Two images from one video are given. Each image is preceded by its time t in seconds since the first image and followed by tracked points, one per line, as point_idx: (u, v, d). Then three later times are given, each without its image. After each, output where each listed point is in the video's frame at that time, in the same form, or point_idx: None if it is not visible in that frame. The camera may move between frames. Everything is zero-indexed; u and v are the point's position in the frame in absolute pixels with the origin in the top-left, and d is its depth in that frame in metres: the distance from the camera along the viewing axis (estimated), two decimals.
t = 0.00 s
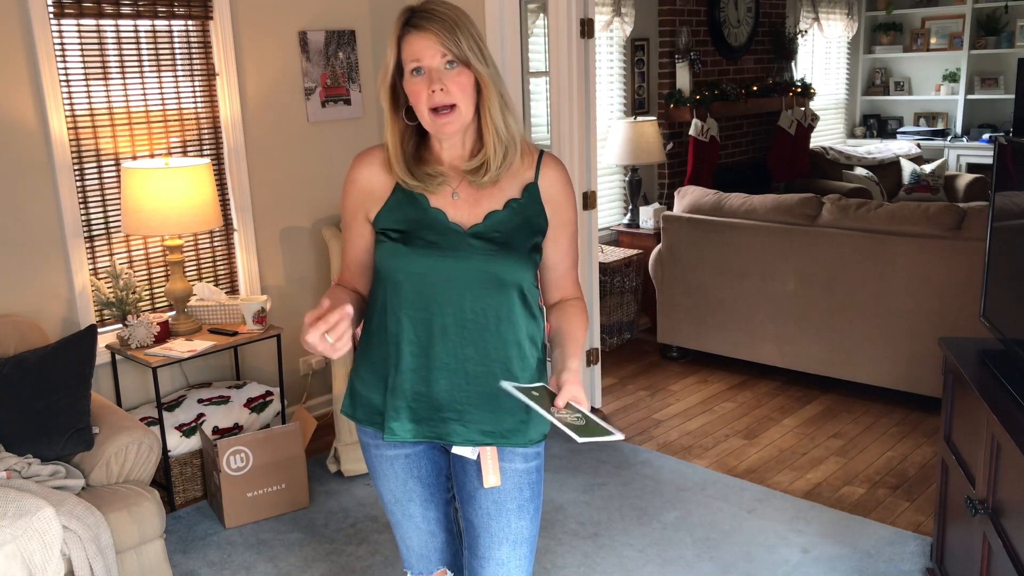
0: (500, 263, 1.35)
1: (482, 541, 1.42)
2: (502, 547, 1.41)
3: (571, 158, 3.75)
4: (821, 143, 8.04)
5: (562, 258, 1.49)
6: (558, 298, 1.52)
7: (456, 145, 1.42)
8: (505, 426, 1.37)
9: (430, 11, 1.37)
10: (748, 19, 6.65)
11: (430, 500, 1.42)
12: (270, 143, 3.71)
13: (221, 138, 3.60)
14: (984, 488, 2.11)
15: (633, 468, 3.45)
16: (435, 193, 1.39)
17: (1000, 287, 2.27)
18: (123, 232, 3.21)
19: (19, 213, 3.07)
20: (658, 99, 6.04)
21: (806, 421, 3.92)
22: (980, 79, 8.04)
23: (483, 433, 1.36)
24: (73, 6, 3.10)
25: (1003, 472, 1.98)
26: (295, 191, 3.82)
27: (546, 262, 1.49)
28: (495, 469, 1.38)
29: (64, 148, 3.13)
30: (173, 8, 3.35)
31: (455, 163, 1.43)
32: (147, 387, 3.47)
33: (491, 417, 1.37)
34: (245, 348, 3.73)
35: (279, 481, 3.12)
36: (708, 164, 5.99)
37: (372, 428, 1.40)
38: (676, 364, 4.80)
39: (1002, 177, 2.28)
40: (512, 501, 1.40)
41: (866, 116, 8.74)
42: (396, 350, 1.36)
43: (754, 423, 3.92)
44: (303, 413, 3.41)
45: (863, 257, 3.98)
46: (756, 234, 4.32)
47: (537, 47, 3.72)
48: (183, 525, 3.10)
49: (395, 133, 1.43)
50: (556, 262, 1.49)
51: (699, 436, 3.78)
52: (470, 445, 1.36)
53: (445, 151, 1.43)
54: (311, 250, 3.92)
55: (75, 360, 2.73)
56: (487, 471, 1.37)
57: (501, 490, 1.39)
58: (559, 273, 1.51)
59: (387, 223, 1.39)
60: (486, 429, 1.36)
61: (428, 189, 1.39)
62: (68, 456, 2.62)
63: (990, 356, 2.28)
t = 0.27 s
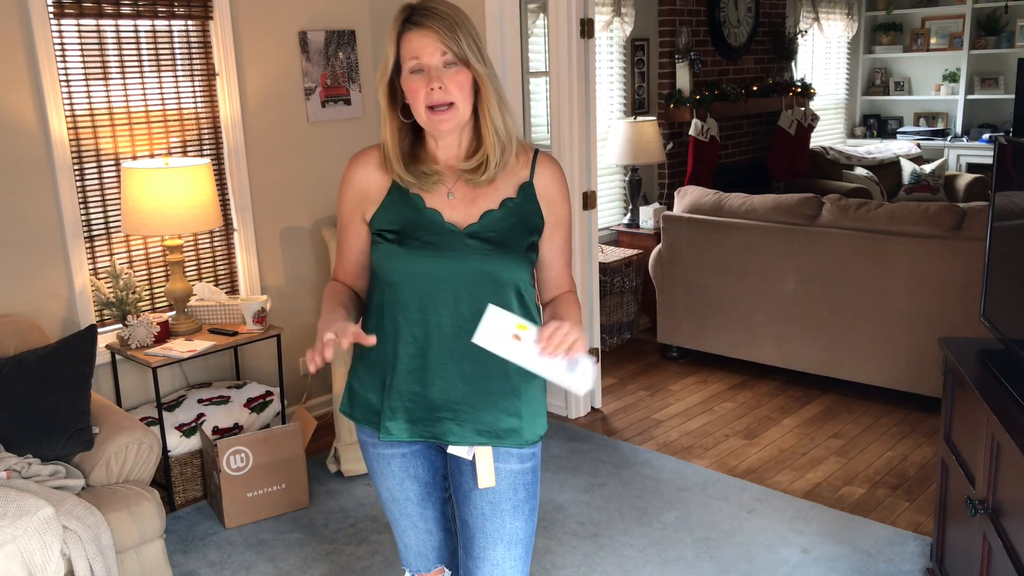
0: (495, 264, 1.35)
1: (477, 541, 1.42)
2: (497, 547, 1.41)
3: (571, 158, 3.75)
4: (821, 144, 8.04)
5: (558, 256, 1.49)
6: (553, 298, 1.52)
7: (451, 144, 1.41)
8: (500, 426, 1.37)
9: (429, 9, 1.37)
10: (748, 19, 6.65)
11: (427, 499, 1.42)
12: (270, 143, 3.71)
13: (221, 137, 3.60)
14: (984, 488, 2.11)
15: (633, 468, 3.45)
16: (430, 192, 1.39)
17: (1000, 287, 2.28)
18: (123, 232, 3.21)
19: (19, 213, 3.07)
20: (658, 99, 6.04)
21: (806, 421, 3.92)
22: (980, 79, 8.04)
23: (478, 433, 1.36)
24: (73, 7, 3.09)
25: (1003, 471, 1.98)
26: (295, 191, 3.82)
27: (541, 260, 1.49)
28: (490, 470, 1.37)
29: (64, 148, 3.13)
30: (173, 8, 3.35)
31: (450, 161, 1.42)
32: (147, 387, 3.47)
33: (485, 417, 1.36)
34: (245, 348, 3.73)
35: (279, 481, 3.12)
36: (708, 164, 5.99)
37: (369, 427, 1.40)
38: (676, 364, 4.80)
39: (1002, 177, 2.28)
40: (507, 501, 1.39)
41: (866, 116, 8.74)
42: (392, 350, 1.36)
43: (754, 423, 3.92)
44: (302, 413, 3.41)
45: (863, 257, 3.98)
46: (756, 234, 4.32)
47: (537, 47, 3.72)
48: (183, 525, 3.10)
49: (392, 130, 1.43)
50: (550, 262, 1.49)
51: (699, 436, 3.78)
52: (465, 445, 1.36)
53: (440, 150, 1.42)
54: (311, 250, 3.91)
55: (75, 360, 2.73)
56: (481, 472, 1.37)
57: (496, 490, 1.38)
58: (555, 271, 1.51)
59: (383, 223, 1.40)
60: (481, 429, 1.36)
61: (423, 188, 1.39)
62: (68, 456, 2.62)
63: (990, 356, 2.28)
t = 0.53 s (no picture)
0: (493, 263, 1.34)
1: (475, 543, 1.41)
2: (495, 549, 1.41)
3: (571, 158, 3.75)
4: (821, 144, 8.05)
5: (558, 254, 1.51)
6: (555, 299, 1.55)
7: (451, 143, 1.42)
8: (498, 425, 1.37)
9: (430, 7, 1.38)
10: (748, 19, 6.65)
11: (425, 500, 1.42)
12: (270, 143, 3.71)
13: (221, 137, 3.60)
14: (984, 488, 2.11)
15: (633, 468, 3.45)
16: (427, 192, 1.39)
17: (1000, 288, 2.28)
18: (123, 232, 3.21)
19: (19, 213, 3.07)
20: (658, 99, 6.04)
21: (806, 421, 3.92)
22: (980, 79, 8.04)
23: (476, 432, 1.36)
24: (73, 7, 3.09)
25: (1003, 472, 1.98)
26: (295, 191, 3.82)
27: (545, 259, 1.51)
28: (488, 471, 1.37)
29: (64, 148, 3.13)
30: (173, 8, 3.35)
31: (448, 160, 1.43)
32: (147, 387, 3.47)
33: (483, 417, 1.36)
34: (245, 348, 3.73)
35: (279, 480, 3.12)
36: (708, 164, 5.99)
37: (367, 427, 1.41)
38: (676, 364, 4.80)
39: (1002, 178, 2.28)
40: (504, 502, 1.39)
41: (866, 116, 8.74)
42: (391, 349, 1.37)
43: (754, 423, 3.92)
44: (302, 413, 3.41)
45: (863, 257, 3.98)
46: (756, 234, 4.32)
47: (537, 47, 3.72)
48: (183, 525, 3.10)
49: (391, 128, 1.43)
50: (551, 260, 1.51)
51: (699, 436, 3.78)
52: (463, 445, 1.36)
53: (439, 148, 1.43)
54: (311, 250, 3.91)
55: (75, 360, 2.73)
56: (479, 473, 1.36)
57: (494, 491, 1.38)
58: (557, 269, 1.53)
59: (380, 223, 1.39)
60: (479, 429, 1.36)
61: (420, 187, 1.39)
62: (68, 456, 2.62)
63: (990, 356, 2.28)
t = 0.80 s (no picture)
0: (495, 264, 1.34)
1: (478, 544, 1.41)
2: (498, 550, 1.41)
3: (571, 158, 3.75)
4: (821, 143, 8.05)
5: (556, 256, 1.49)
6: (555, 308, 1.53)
7: (453, 144, 1.42)
8: (501, 426, 1.37)
9: (428, 9, 1.38)
10: (748, 19, 6.65)
11: (428, 500, 1.42)
12: (270, 143, 3.70)
13: (221, 137, 3.60)
14: (985, 488, 2.11)
15: (633, 468, 3.45)
16: (431, 193, 1.39)
17: (1000, 287, 2.28)
18: (123, 232, 3.21)
19: (19, 213, 3.07)
20: (658, 99, 6.04)
21: (807, 421, 3.92)
22: (980, 79, 8.04)
23: (480, 433, 1.36)
24: (73, 6, 3.09)
25: (1003, 471, 1.98)
26: (295, 191, 3.82)
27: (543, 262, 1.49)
28: (490, 471, 1.36)
29: (64, 148, 3.13)
30: (173, 8, 3.35)
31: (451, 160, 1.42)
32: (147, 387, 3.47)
33: (487, 418, 1.36)
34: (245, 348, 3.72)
35: (279, 481, 3.12)
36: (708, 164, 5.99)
37: (370, 429, 1.40)
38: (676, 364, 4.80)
39: (1002, 178, 2.28)
40: (508, 502, 1.39)
41: (866, 116, 8.74)
42: (393, 350, 1.36)
43: (754, 423, 3.92)
44: (303, 413, 3.41)
45: (863, 257, 3.98)
46: (756, 234, 4.32)
47: (537, 47, 3.72)
48: (183, 525, 3.10)
49: (393, 130, 1.43)
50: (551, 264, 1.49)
51: (699, 436, 3.78)
52: (466, 445, 1.36)
53: (442, 150, 1.42)
54: (311, 250, 3.91)
55: (75, 360, 2.73)
56: (482, 473, 1.36)
57: (497, 492, 1.38)
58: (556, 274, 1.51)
59: (383, 224, 1.40)
60: (482, 429, 1.36)
61: (423, 188, 1.39)
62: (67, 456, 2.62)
63: (990, 356, 2.28)
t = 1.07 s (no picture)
0: (498, 264, 1.35)
1: (484, 543, 1.41)
2: (504, 548, 1.41)
3: (571, 158, 3.75)
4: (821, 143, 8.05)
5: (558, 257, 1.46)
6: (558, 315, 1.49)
7: (454, 143, 1.41)
8: (506, 425, 1.37)
9: (432, 7, 1.38)
10: (748, 19, 6.65)
11: (432, 500, 1.42)
12: (270, 143, 3.71)
13: (221, 137, 3.60)
14: (984, 487, 2.11)
15: (633, 468, 3.46)
16: (432, 191, 1.39)
17: (1000, 287, 2.28)
18: (123, 232, 3.21)
19: (19, 213, 3.07)
20: (658, 99, 6.04)
21: (806, 421, 3.92)
22: (980, 79, 8.04)
23: (485, 432, 1.37)
24: (73, 7, 3.10)
25: (1003, 471, 1.99)
26: (294, 191, 3.82)
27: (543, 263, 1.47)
28: (496, 470, 1.37)
29: (64, 148, 3.13)
30: (173, 8, 3.36)
31: (450, 159, 1.42)
32: (147, 387, 3.47)
33: (491, 417, 1.37)
34: (245, 348, 3.73)
35: (279, 480, 3.12)
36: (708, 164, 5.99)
37: (374, 430, 1.40)
38: (676, 364, 4.80)
39: (1002, 177, 2.28)
40: (513, 500, 1.39)
41: (866, 116, 8.74)
42: (398, 351, 1.36)
43: (754, 423, 3.92)
44: (303, 413, 3.41)
45: (863, 257, 3.98)
46: (756, 234, 4.32)
47: (537, 47, 3.73)
48: (183, 525, 3.11)
49: (394, 128, 1.43)
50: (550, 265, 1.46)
51: (699, 436, 3.78)
52: (471, 445, 1.37)
53: (442, 148, 1.42)
54: (311, 250, 3.91)
55: (75, 360, 2.73)
56: (488, 472, 1.37)
57: (502, 491, 1.39)
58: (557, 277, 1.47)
59: (384, 225, 1.39)
60: (487, 428, 1.37)
61: (423, 184, 1.40)
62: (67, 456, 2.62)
63: (990, 356, 2.28)
